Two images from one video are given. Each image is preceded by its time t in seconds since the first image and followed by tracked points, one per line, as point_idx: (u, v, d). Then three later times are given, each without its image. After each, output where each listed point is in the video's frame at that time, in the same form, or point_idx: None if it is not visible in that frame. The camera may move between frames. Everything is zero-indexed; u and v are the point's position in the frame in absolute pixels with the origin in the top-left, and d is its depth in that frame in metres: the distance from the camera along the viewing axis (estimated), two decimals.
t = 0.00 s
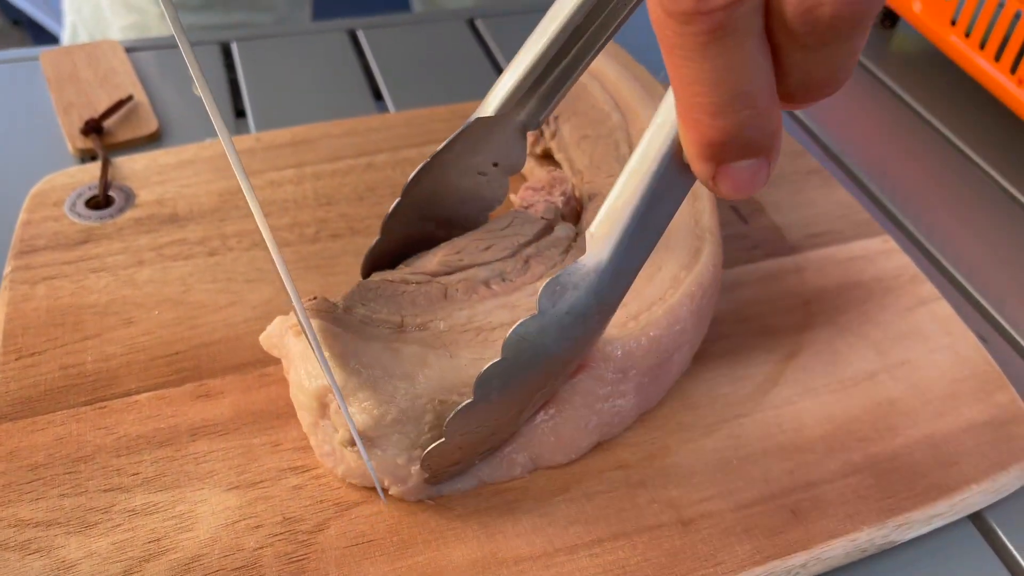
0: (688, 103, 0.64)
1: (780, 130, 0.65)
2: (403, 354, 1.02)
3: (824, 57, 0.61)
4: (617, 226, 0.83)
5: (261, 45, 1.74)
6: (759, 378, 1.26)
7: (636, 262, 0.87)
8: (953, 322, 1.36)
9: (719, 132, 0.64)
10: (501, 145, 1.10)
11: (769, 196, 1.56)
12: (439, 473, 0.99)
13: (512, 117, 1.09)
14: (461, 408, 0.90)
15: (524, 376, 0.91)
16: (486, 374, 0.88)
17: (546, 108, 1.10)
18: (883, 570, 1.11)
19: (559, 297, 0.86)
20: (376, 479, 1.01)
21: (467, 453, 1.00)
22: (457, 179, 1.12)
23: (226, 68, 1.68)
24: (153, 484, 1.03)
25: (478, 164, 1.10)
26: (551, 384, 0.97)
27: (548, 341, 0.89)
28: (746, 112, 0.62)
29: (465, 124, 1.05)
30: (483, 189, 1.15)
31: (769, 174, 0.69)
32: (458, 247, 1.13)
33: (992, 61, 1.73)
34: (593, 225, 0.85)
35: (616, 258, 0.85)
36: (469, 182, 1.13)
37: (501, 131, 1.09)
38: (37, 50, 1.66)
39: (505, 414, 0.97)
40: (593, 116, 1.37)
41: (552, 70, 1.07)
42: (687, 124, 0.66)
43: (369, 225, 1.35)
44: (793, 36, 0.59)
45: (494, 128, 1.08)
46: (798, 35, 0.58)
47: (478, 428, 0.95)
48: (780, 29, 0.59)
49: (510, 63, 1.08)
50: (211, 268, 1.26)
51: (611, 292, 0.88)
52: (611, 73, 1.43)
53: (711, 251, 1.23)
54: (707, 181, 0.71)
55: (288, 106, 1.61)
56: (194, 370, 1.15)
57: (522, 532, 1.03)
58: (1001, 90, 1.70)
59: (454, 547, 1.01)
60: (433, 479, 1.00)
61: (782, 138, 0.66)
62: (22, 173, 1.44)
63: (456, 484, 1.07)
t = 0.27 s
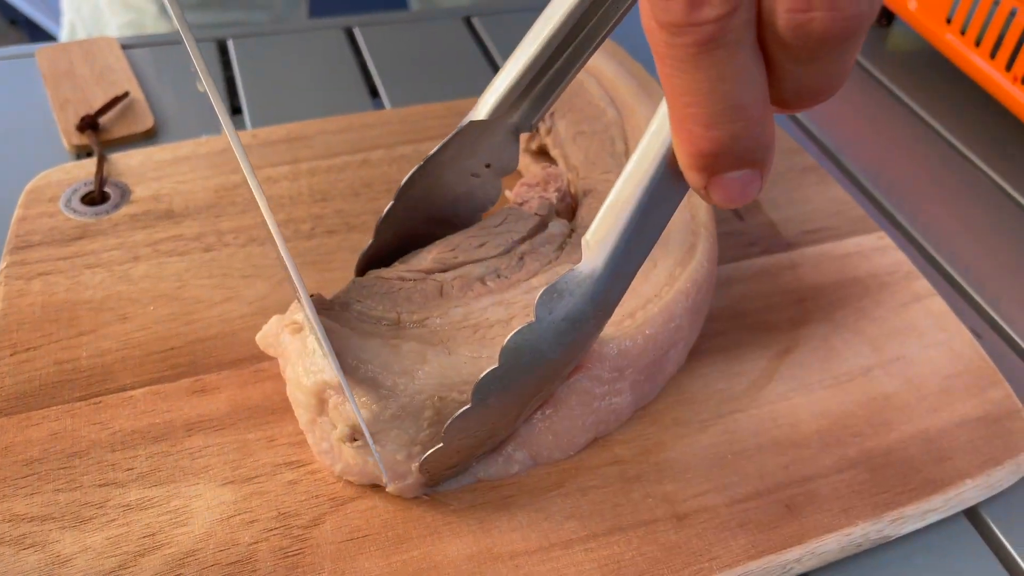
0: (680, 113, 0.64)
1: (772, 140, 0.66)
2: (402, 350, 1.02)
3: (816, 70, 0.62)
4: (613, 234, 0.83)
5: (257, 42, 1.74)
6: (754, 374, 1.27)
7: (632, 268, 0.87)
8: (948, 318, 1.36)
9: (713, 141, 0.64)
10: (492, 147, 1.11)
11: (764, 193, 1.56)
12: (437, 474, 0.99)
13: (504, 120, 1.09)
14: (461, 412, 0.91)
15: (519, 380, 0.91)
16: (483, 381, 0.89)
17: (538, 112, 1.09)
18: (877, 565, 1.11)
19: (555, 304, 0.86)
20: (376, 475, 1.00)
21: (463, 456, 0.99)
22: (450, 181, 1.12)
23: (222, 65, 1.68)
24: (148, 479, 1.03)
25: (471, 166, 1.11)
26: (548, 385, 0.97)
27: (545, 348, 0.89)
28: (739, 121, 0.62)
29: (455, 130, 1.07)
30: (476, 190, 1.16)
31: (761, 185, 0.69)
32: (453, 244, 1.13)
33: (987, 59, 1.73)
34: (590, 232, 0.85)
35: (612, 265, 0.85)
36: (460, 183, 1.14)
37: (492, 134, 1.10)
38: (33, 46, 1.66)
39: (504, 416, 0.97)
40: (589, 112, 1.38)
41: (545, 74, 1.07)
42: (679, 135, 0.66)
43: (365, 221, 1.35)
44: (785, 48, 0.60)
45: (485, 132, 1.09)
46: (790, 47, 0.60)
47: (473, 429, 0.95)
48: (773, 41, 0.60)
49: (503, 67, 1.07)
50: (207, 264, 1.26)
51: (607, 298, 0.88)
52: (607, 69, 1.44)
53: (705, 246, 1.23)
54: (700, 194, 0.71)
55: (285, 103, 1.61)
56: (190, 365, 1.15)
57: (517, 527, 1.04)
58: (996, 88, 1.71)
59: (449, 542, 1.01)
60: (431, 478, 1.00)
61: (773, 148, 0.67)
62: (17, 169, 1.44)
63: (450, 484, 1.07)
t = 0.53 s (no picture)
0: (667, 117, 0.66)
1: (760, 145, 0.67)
2: (393, 351, 1.00)
3: (805, 72, 0.63)
4: (603, 235, 0.83)
5: (254, 42, 1.73)
6: (750, 373, 1.27)
7: (623, 269, 0.87)
8: (944, 317, 1.37)
9: (698, 148, 0.66)
10: (488, 156, 1.11)
11: (761, 193, 1.56)
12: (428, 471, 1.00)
13: (499, 129, 1.09)
14: (451, 414, 0.91)
15: (508, 379, 0.91)
16: (475, 381, 0.89)
17: (532, 120, 1.10)
18: (873, 564, 1.11)
19: (546, 304, 0.87)
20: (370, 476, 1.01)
21: (453, 453, 0.99)
22: (445, 192, 1.13)
23: (219, 64, 1.68)
24: (143, 479, 1.03)
25: (465, 175, 1.11)
26: (540, 383, 0.97)
27: (535, 347, 0.89)
28: (724, 128, 0.64)
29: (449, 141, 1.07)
30: (470, 199, 1.16)
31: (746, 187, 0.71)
32: (451, 246, 1.13)
33: (984, 60, 1.73)
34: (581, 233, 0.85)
35: (603, 266, 0.85)
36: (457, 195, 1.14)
37: (487, 143, 1.10)
38: (29, 45, 1.65)
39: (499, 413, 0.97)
40: (586, 111, 1.38)
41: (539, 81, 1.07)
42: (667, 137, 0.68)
43: (361, 221, 1.35)
44: (772, 51, 0.60)
45: (480, 142, 1.08)
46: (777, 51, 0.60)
47: (465, 428, 0.95)
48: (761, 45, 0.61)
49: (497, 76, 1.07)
50: (203, 263, 1.26)
51: (598, 298, 0.89)
52: (603, 69, 1.44)
53: (703, 246, 1.23)
54: (687, 192, 0.73)
55: (281, 103, 1.60)
56: (186, 364, 1.15)
57: (513, 527, 1.04)
58: (992, 88, 1.71)
59: (445, 542, 1.01)
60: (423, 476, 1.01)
61: (760, 153, 0.68)
62: (13, 168, 1.44)
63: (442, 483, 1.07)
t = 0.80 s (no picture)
0: (653, 114, 0.69)
1: (744, 144, 0.71)
2: (390, 351, 1.00)
3: (789, 70, 0.66)
4: (592, 233, 0.83)
5: (253, 42, 1.73)
6: (749, 375, 1.27)
7: (612, 267, 0.88)
8: (943, 319, 1.37)
9: (682, 144, 0.69)
10: (486, 158, 1.11)
11: (760, 194, 1.56)
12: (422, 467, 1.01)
13: (497, 130, 1.09)
14: (445, 405, 0.91)
15: (501, 376, 0.91)
16: (466, 373, 0.88)
17: (531, 121, 1.09)
18: (871, 566, 1.11)
19: (536, 301, 0.87)
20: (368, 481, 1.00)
21: (447, 446, 0.99)
22: (444, 194, 1.13)
23: (218, 65, 1.67)
24: (142, 481, 1.03)
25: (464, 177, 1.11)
26: (532, 379, 0.98)
27: (525, 344, 0.89)
28: (707, 124, 0.67)
29: (448, 142, 1.06)
30: (468, 201, 1.16)
31: (731, 185, 0.74)
32: (450, 246, 1.13)
33: (982, 62, 1.73)
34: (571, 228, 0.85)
35: (591, 263, 0.86)
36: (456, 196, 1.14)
37: (485, 145, 1.10)
38: (28, 45, 1.65)
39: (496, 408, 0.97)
40: (585, 112, 1.38)
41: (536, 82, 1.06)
42: (653, 134, 0.72)
43: (361, 222, 1.35)
44: (755, 49, 0.64)
45: (478, 144, 1.08)
46: (759, 48, 0.64)
47: (456, 422, 0.95)
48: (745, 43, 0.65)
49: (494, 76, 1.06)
50: (202, 264, 1.26)
51: (588, 295, 0.89)
52: (603, 70, 1.44)
53: (704, 245, 1.23)
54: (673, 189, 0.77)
55: (280, 103, 1.60)
56: (184, 366, 1.14)
57: (512, 529, 1.04)
58: (990, 90, 1.71)
59: (444, 544, 1.01)
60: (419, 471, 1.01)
61: (744, 152, 0.72)
62: (11, 169, 1.43)
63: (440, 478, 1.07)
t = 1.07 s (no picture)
0: (652, 103, 0.69)
1: (742, 133, 0.71)
2: (393, 338, 1.01)
3: (789, 57, 0.67)
4: (593, 223, 0.83)
5: (253, 35, 1.72)
6: (752, 371, 1.26)
7: (613, 257, 0.87)
8: (946, 315, 1.36)
9: (682, 132, 0.69)
10: (487, 150, 1.09)
11: (763, 189, 1.55)
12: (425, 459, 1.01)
13: (497, 122, 1.08)
14: (447, 397, 0.90)
15: (501, 368, 0.91)
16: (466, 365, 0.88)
17: (531, 112, 1.08)
18: (874, 563, 1.11)
19: (536, 291, 0.86)
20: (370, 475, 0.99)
21: (449, 438, 0.99)
22: (445, 185, 1.12)
23: (218, 58, 1.66)
24: (142, 475, 1.02)
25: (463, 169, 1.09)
26: (533, 371, 0.96)
27: (525, 334, 0.89)
28: (706, 112, 0.67)
29: (448, 133, 1.04)
30: (468, 194, 1.15)
31: (730, 174, 0.75)
32: (451, 238, 1.13)
33: (986, 57, 1.73)
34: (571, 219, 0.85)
35: (592, 254, 0.85)
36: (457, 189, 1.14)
37: (486, 137, 1.09)
38: (27, 38, 1.64)
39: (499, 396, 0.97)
40: (587, 106, 1.37)
41: (536, 74, 1.06)
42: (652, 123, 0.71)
43: (362, 216, 1.34)
44: (755, 35, 0.64)
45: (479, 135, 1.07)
46: (758, 35, 0.64)
47: (461, 413, 0.94)
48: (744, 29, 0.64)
49: (494, 69, 1.06)
50: (202, 258, 1.26)
51: (589, 286, 0.89)
52: (605, 64, 1.43)
53: (707, 238, 1.22)
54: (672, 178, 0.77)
55: (281, 97, 1.59)
56: (185, 360, 1.14)
57: (514, 524, 1.03)
58: (993, 85, 1.71)
59: (446, 539, 1.01)
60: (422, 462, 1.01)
61: (742, 141, 0.72)
62: (11, 163, 1.43)
63: (442, 471, 1.07)
